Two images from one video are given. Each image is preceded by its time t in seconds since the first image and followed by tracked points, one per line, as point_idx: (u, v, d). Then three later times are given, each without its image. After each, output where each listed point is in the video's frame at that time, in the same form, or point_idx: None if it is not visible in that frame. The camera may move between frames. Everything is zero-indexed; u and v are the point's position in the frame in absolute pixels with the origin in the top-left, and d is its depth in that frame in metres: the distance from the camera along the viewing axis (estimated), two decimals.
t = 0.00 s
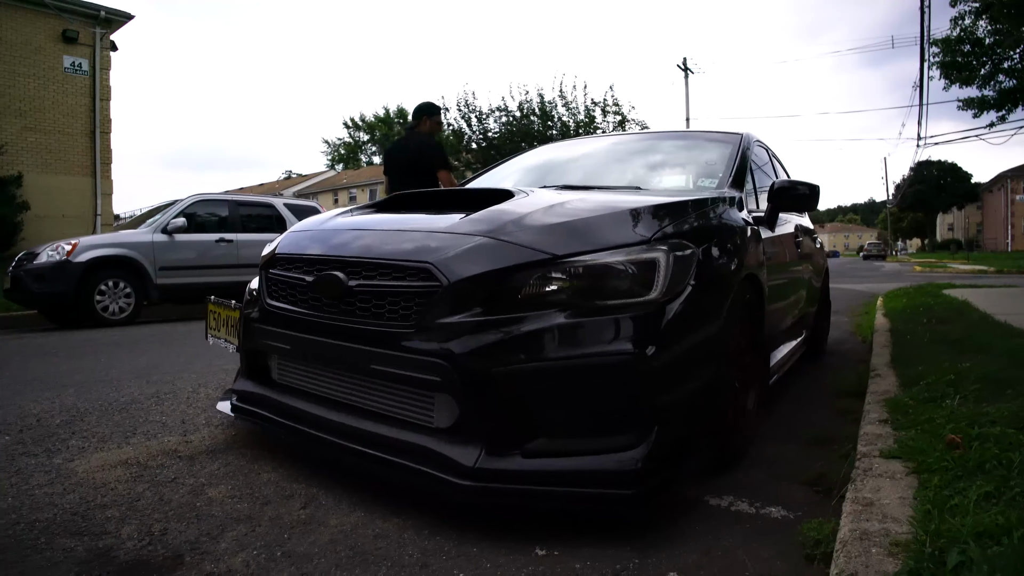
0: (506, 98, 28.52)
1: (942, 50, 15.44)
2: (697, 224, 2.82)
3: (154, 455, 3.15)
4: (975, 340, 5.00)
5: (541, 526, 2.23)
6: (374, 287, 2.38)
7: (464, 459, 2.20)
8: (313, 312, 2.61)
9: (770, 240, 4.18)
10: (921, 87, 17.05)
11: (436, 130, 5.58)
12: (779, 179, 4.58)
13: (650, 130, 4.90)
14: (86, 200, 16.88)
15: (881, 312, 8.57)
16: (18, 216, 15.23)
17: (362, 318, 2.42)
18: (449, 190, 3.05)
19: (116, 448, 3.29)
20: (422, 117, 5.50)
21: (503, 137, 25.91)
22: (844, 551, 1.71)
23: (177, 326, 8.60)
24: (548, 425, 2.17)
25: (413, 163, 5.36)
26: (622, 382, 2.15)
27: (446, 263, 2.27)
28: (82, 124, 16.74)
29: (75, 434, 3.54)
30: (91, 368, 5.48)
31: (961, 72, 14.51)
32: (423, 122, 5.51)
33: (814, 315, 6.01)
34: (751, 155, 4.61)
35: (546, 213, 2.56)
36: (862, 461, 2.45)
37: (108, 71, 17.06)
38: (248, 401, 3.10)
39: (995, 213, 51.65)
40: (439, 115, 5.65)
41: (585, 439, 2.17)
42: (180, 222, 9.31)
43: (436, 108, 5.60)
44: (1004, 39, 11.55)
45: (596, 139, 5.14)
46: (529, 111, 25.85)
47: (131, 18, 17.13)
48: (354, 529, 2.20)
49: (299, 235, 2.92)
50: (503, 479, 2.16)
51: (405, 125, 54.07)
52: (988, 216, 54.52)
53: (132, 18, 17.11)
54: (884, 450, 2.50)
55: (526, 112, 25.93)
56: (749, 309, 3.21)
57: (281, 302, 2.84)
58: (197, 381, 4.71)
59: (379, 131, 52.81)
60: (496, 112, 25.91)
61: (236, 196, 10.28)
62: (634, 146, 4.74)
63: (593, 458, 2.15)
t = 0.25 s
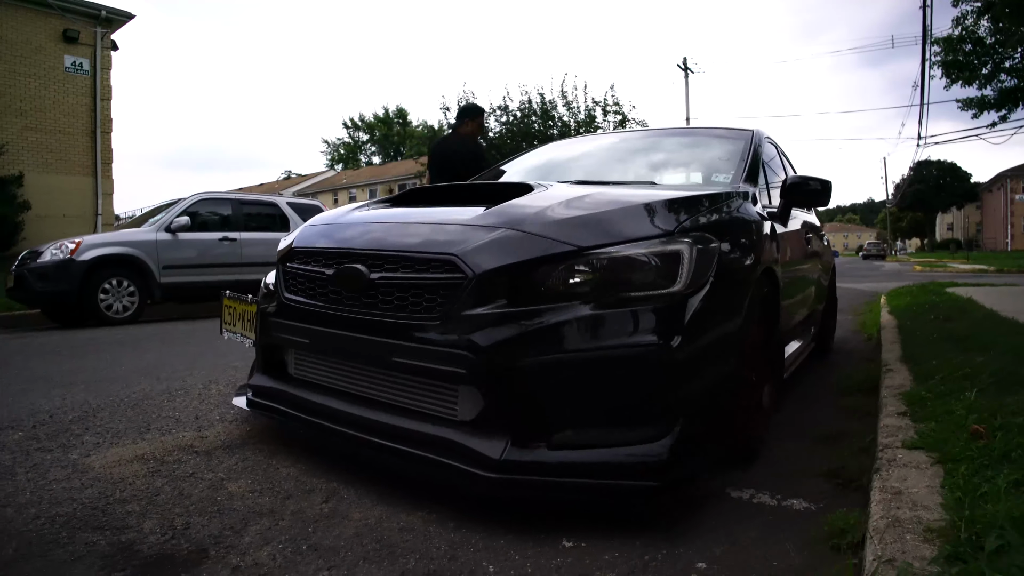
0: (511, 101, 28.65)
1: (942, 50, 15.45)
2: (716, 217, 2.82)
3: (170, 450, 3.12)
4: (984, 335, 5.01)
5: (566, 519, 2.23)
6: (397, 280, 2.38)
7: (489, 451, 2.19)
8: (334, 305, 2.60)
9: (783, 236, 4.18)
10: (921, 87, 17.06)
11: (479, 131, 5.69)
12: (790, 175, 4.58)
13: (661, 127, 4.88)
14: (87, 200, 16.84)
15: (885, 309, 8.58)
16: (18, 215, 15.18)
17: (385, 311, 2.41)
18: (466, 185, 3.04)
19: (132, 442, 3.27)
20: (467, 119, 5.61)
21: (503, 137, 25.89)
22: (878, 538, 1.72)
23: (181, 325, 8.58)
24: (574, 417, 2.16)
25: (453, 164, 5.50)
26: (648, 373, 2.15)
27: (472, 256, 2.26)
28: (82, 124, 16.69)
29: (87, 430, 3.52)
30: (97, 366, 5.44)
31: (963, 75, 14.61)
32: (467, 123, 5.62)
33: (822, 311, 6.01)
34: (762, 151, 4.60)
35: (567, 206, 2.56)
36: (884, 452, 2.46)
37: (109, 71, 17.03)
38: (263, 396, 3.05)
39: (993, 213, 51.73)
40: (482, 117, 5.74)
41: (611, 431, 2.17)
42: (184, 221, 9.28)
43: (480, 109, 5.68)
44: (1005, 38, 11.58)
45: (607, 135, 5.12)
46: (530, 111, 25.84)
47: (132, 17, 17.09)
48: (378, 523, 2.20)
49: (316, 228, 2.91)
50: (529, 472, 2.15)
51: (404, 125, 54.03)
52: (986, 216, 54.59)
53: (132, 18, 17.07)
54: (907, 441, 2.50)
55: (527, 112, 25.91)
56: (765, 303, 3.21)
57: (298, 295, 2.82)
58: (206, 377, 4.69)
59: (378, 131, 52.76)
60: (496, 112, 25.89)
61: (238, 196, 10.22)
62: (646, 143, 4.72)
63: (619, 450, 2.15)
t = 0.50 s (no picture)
0: (511, 98, 28.98)
1: (943, 48, 15.45)
2: (732, 210, 2.80)
3: (180, 446, 2.97)
4: (991, 330, 5.01)
5: (585, 513, 2.21)
6: (414, 272, 2.36)
7: (509, 444, 2.17)
8: (348, 298, 2.57)
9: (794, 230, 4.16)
10: (922, 85, 17.06)
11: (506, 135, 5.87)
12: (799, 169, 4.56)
13: (670, 122, 4.84)
14: (87, 198, 16.78)
15: (888, 305, 8.57)
16: (17, 212, 15.11)
17: (401, 303, 2.39)
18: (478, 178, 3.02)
19: (141, 439, 3.12)
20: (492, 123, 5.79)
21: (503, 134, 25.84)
22: (909, 528, 1.70)
23: (183, 322, 8.53)
24: (594, 410, 2.15)
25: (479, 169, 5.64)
26: (669, 365, 2.13)
27: (490, 248, 2.24)
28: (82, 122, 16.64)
29: (94, 425, 3.48)
30: (101, 362, 5.40)
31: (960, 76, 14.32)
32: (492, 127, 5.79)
33: (827, 307, 6.00)
34: (771, 147, 4.57)
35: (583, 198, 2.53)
36: (904, 443, 2.44)
37: (109, 69, 16.96)
38: (272, 390, 2.98)
39: (992, 211, 51.82)
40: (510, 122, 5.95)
41: (633, 424, 2.15)
42: (186, 218, 9.22)
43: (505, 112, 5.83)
44: (1004, 37, 11.55)
45: (615, 130, 5.09)
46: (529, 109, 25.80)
47: (132, 15, 17.03)
48: (395, 518, 2.17)
49: (328, 221, 2.89)
50: (549, 465, 2.13)
51: (402, 123, 53.96)
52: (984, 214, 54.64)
53: (133, 16, 17.02)
54: (926, 433, 2.49)
55: (527, 110, 25.87)
56: (779, 296, 3.18)
57: (310, 288, 2.79)
58: (211, 373, 4.65)
59: (377, 129, 52.68)
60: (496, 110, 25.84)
61: (242, 192, 10.20)
62: (655, 138, 4.69)
63: (640, 443, 2.13)
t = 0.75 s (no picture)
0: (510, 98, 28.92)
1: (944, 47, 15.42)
2: (746, 206, 2.75)
3: (181, 448, 2.90)
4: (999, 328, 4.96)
5: (600, 516, 2.16)
6: (424, 270, 2.30)
7: (522, 446, 2.12)
8: (355, 296, 2.50)
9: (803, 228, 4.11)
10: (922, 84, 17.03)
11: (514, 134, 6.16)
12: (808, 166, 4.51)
13: (677, 118, 4.78)
14: (84, 197, 16.70)
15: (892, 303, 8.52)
16: (15, 212, 15.02)
17: (410, 302, 2.33)
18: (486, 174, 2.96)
19: (141, 441, 3.06)
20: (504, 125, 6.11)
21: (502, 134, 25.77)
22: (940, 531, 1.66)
23: (183, 322, 8.47)
24: (610, 410, 2.09)
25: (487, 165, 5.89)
26: (686, 364, 2.08)
27: (503, 244, 2.19)
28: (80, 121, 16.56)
29: (94, 427, 3.42)
30: (101, 362, 5.34)
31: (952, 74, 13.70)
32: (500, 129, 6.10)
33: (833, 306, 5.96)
34: (779, 144, 4.50)
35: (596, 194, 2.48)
36: (922, 443, 2.38)
37: (107, 68, 16.88)
38: (276, 391, 2.91)
39: (990, 211, 51.86)
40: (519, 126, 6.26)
41: (650, 425, 2.10)
42: (185, 217, 9.15)
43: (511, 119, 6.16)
44: (1005, 36, 11.47)
45: (622, 127, 5.02)
46: (529, 109, 25.75)
47: (131, 14, 16.95)
48: (406, 522, 2.12)
49: (334, 218, 2.83)
50: (564, 467, 2.08)
51: (400, 123, 53.87)
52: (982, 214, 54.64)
53: (131, 15, 16.94)
54: (946, 433, 2.44)
55: (526, 110, 25.82)
56: (792, 294, 3.13)
57: (314, 286, 2.73)
58: (212, 374, 4.59)
59: (375, 129, 52.60)
60: (495, 110, 25.77)
61: (242, 191, 10.14)
62: (662, 134, 4.64)
63: (657, 444, 2.08)
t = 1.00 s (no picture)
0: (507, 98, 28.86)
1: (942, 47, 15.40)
2: (755, 203, 2.69)
3: (178, 453, 2.84)
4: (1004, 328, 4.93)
5: (609, 522, 2.11)
6: (428, 269, 2.25)
7: (530, 450, 2.07)
8: (357, 296, 2.45)
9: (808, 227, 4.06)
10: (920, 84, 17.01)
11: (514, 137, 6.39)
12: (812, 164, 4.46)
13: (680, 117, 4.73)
14: (80, 197, 16.60)
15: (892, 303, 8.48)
16: (9, 212, 14.91)
17: (414, 302, 2.28)
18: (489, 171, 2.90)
19: (137, 445, 3.00)
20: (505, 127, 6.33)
21: (499, 134, 25.70)
22: (964, 537, 1.65)
23: (179, 323, 8.39)
24: (620, 412, 2.05)
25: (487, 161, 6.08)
26: (697, 365, 2.03)
27: (509, 244, 2.13)
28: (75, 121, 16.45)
29: (90, 430, 3.35)
30: (96, 364, 5.26)
31: (946, 73, 13.21)
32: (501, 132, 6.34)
33: (835, 305, 5.91)
34: (783, 142, 4.45)
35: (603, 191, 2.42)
36: (936, 446, 2.33)
37: (103, 67, 16.77)
38: (276, 393, 2.85)
39: (985, 211, 51.99)
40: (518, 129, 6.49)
41: (660, 427, 2.05)
42: (181, 217, 9.07)
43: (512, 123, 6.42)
44: (1002, 35, 11.41)
45: (623, 126, 4.97)
46: (526, 109, 25.69)
47: (126, 13, 16.85)
48: (411, 529, 2.07)
49: (334, 216, 2.77)
50: (574, 472, 2.03)
51: (397, 123, 53.77)
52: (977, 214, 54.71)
53: (127, 14, 16.84)
54: (960, 434, 2.40)
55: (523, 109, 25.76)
56: (800, 293, 3.08)
57: (314, 286, 2.67)
58: (209, 375, 4.52)
59: (372, 129, 52.48)
60: (492, 110, 25.69)
61: (238, 191, 10.06)
62: (664, 133, 4.59)
63: (668, 448, 2.03)
